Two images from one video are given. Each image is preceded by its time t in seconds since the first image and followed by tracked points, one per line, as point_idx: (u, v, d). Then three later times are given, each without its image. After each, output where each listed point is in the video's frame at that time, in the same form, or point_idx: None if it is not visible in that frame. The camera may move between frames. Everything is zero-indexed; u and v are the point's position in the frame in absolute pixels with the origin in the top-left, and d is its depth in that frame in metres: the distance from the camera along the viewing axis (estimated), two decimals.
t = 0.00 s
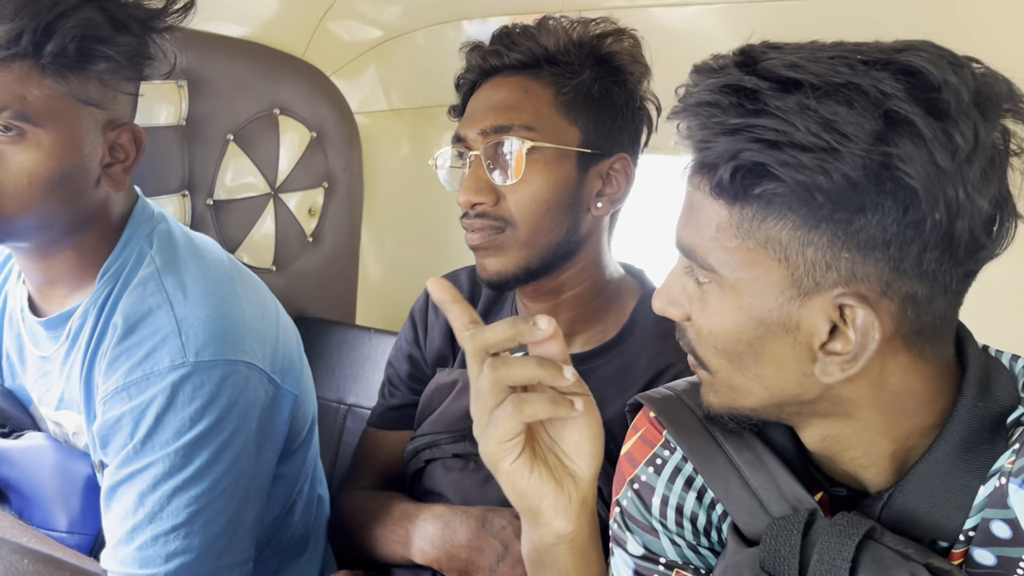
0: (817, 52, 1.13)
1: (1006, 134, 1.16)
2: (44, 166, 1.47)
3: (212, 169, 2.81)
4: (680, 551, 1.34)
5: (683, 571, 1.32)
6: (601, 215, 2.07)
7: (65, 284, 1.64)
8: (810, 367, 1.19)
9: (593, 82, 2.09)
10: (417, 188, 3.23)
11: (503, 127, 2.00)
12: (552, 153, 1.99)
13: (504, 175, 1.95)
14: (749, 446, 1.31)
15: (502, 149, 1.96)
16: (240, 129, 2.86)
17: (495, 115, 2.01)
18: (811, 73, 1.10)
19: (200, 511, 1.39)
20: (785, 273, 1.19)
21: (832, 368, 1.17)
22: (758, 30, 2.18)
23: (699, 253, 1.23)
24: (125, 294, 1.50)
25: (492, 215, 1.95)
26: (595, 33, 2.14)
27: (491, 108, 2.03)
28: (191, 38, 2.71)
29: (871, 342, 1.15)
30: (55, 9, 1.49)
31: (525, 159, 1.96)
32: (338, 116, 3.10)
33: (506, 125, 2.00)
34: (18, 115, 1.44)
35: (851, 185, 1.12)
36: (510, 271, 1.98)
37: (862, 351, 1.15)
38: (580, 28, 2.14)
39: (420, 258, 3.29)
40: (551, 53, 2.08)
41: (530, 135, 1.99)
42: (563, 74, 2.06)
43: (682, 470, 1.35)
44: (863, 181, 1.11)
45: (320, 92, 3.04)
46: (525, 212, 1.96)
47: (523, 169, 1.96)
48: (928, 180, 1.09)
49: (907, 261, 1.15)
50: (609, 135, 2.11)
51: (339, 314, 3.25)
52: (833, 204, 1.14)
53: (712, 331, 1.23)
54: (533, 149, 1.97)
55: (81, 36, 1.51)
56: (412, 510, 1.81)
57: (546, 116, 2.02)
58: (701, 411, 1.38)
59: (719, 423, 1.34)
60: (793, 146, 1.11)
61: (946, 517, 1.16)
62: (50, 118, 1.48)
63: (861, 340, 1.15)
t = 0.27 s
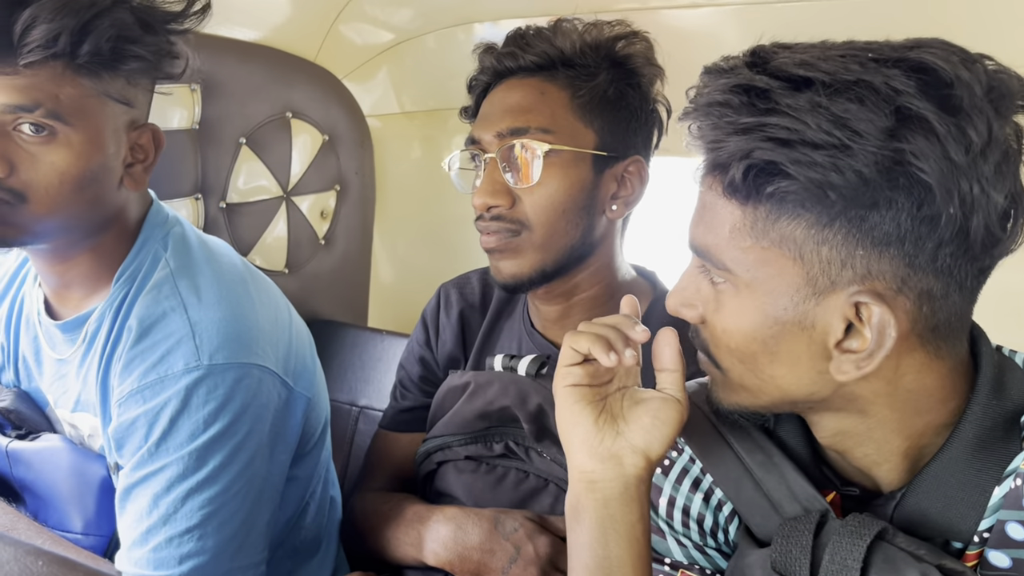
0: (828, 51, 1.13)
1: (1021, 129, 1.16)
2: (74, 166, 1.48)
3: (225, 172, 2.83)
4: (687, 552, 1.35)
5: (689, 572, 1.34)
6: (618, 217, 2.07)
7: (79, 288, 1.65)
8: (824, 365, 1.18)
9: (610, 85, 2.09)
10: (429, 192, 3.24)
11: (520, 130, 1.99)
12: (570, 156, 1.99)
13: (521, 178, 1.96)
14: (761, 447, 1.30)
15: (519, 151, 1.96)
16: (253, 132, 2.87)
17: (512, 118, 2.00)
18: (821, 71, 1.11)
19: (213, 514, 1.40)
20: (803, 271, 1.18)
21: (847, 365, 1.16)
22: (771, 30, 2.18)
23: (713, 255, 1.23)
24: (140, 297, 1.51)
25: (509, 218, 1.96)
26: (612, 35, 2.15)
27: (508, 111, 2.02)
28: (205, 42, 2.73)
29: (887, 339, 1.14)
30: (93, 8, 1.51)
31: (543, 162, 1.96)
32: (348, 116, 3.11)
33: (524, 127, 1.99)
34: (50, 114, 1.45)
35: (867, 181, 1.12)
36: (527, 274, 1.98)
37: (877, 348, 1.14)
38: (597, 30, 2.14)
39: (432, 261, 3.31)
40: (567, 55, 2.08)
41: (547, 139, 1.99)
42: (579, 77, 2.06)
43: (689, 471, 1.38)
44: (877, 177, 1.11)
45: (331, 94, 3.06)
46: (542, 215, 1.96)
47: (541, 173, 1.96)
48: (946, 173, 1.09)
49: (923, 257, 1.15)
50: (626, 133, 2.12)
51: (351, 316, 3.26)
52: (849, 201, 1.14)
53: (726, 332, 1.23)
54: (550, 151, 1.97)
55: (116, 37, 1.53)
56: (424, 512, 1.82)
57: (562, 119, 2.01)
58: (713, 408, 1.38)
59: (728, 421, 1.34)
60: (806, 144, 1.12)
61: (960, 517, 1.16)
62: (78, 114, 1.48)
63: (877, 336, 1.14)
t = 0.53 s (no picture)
0: (842, 76, 1.11)
1: None
2: (98, 169, 1.51)
3: (231, 176, 2.85)
4: (691, 558, 1.35)
5: None
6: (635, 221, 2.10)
7: (88, 293, 1.67)
8: (836, 392, 1.20)
9: (629, 92, 2.10)
10: (434, 197, 3.26)
11: (545, 132, 1.97)
12: (596, 159, 1.98)
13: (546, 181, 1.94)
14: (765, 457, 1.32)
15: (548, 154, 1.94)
16: (259, 137, 2.89)
17: (536, 121, 1.99)
18: (839, 99, 1.09)
19: (222, 518, 1.41)
20: (819, 300, 1.18)
21: (860, 395, 1.17)
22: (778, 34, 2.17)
23: (724, 281, 1.22)
24: (149, 302, 1.52)
25: (534, 222, 1.95)
26: (627, 41, 2.16)
27: (529, 114, 2.00)
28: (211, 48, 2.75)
29: (906, 369, 1.14)
30: (123, 14, 1.55)
31: (569, 164, 1.95)
32: (352, 117, 3.10)
33: (549, 130, 1.98)
34: (75, 117, 1.48)
35: (888, 212, 1.10)
36: (543, 279, 1.98)
37: (895, 379, 1.14)
38: (612, 36, 2.15)
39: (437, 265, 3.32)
40: (587, 60, 2.08)
41: (574, 143, 1.98)
42: (599, 82, 2.07)
43: (693, 477, 1.38)
44: (897, 209, 1.10)
45: (337, 98, 3.06)
46: (566, 218, 1.96)
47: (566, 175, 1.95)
48: (967, 203, 1.08)
49: (941, 286, 1.14)
50: (635, 137, 2.12)
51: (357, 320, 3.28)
52: (868, 232, 1.13)
53: (734, 359, 1.24)
54: (579, 156, 1.96)
55: (143, 43, 1.58)
56: (429, 516, 1.83)
57: (583, 122, 2.01)
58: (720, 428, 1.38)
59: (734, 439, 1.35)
60: (826, 177, 1.10)
61: (967, 528, 1.16)
62: (102, 118, 1.51)
63: (892, 367, 1.14)
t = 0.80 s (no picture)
0: (876, 48, 1.12)
1: None
2: (101, 168, 1.52)
3: (231, 178, 2.85)
4: (692, 558, 1.37)
5: None
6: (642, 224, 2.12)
7: (90, 294, 1.67)
8: (854, 368, 1.19)
9: (641, 95, 2.11)
10: (433, 198, 3.26)
11: (561, 136, 1.98)
12: (611, 163, 1.99)
13: (563, 185, 1.95)
14: (765, 454, 1.32)
15: (567, 157, 1.95)
16: (259, 139, 2.89)
17: (551, 124, 1.99)
18: (877, 65, 1.09)
19: (222, 520, 1.41)
20: (845, 270, 1.17)
21: (881, 368, 1.17)
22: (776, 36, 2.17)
23: (745, 253, 1.21)
24: (149, 304, 1.52)
25: (550, 226, 1.95)
26: (637, 44, 2.16)
27: (542, 116, 2.01)
28: (210, 50, 2.75)
29: (930, 339, 1.14)
30: (128, 15, 1.56)
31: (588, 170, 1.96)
32: (354, 124, 3.12)
33: (565, 134, 1.98)
34: (78, 117, 1.49)
35: (922, 179, 1.10)
36: (547, 284, 1.98)
37: (919, 350, 1.14)
38: (624, 39, 2.15)
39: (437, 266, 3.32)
40: (599, 62, 2.08)
41: (590, 147, 1.99)
42: (611, 85, 2.07)
43: (695, 476, 1.39)
44: (933, 174, 1.10)
45: (335, 98, 3.06)
46: (583, 221, 1.96)
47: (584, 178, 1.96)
48: (997, 174, 1.09)
49: (966, 258, 1.15)
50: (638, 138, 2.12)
51: (357, 322, 3.28)
52: (900, 199, 1.13)
53: (751, 335, 1.22)
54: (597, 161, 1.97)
55: (147, 43, 1.59)
56: (430, 518, 1.83)
57: (599, 126, 2.02)
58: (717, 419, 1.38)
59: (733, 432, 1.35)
60: (864, 140, 1.09)
61: (967, 524, 1.16)
62: (104, 118, 1.52)
63: (918, 338, 1.14)
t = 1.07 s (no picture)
0: (878, 51, 1.12)
1: None
2: (82, 165, 1.50)
3: (225, 181, 2.84)
4: (690, 562, 1.38)
5: None
6: (638, 219, 2.12)
7: (82, 299, 1.66)
8: (858, 372, 1.19)
9: (626, 92, 2.10)
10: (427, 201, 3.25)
11: (554, 135, 1.98)
12: (604, 162, 1.98)
13: (557, 184, 1.95)
14: (759, 458, 1.32)
15: (554, 159, 1.95)
16: (252, 142, 2.88)
17: (542, 125, 1.99)
18: (882, 66, 1.09)
19: (215, 526, 1.40)
20: (851, 272, 1.17)
21: (888, 369, 1.17)
22: (768, 39, 2.18)
23: (749, 255, 1.20)
24: (142, 308, 1.51)
25: (550, 226, 1.94)
26: (616, 43, 2.16)
27: (534, 118, 2.01)
28: (203, 52, 2.74)
29: (939, 340, 1.14)
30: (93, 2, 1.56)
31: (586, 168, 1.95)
32: (349, 127, 3.11)
33: (557, 134, 1.98)
34: (55, 112, 1.47)
35: (930, 179, 1.10)
36: (545, 286, 1.97)
37: (928, 350, 1.14)
38: (605, 40, 2.16)
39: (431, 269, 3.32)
40: (585, 62, 2.08)
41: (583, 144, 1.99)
42: (597, 84, 2.07)
43: (690, 480, 1.39)
44: (941, 174, 1.10)
45: (330, 103, 3.06)
46: (582, 219, 1.96)
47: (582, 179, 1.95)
48: (1003, 174, 1.10)
49: (970, 258, 1.16)
50: (629, 139, 2.13)
51: (352, 325, 3.28)
52: (908, 200, 1.13)
53: (755, 339, 1.21)
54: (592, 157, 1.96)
55: (116, 31, 1.58)
56: (424, 522, 1.82)
57: (590, 123, 2.02)
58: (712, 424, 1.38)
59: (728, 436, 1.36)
60: (873, 140, 1.09)
61: (960, 529, 1.16)
62: (82, 112, 1.50)
63: (925, 339, 1.14)
